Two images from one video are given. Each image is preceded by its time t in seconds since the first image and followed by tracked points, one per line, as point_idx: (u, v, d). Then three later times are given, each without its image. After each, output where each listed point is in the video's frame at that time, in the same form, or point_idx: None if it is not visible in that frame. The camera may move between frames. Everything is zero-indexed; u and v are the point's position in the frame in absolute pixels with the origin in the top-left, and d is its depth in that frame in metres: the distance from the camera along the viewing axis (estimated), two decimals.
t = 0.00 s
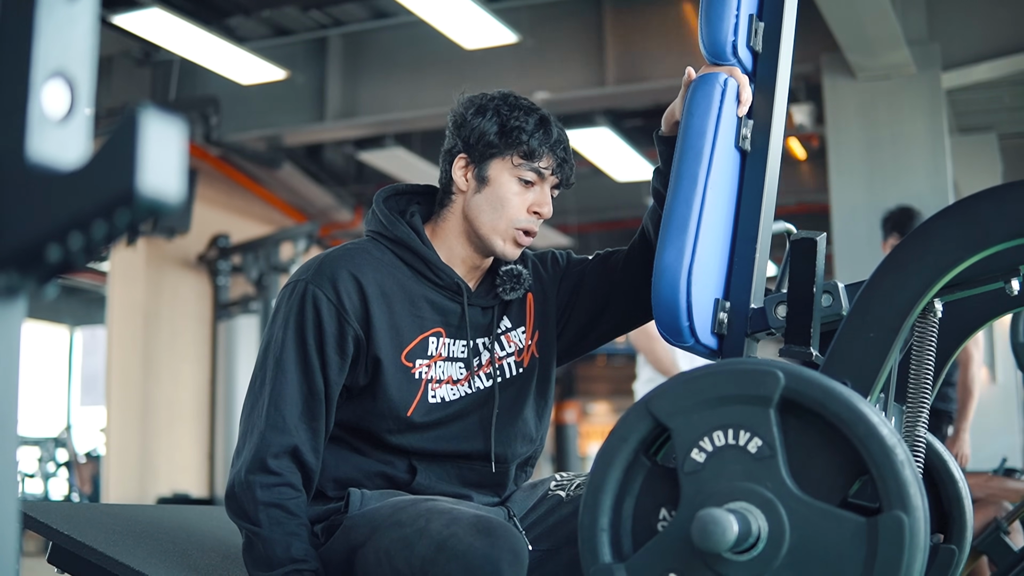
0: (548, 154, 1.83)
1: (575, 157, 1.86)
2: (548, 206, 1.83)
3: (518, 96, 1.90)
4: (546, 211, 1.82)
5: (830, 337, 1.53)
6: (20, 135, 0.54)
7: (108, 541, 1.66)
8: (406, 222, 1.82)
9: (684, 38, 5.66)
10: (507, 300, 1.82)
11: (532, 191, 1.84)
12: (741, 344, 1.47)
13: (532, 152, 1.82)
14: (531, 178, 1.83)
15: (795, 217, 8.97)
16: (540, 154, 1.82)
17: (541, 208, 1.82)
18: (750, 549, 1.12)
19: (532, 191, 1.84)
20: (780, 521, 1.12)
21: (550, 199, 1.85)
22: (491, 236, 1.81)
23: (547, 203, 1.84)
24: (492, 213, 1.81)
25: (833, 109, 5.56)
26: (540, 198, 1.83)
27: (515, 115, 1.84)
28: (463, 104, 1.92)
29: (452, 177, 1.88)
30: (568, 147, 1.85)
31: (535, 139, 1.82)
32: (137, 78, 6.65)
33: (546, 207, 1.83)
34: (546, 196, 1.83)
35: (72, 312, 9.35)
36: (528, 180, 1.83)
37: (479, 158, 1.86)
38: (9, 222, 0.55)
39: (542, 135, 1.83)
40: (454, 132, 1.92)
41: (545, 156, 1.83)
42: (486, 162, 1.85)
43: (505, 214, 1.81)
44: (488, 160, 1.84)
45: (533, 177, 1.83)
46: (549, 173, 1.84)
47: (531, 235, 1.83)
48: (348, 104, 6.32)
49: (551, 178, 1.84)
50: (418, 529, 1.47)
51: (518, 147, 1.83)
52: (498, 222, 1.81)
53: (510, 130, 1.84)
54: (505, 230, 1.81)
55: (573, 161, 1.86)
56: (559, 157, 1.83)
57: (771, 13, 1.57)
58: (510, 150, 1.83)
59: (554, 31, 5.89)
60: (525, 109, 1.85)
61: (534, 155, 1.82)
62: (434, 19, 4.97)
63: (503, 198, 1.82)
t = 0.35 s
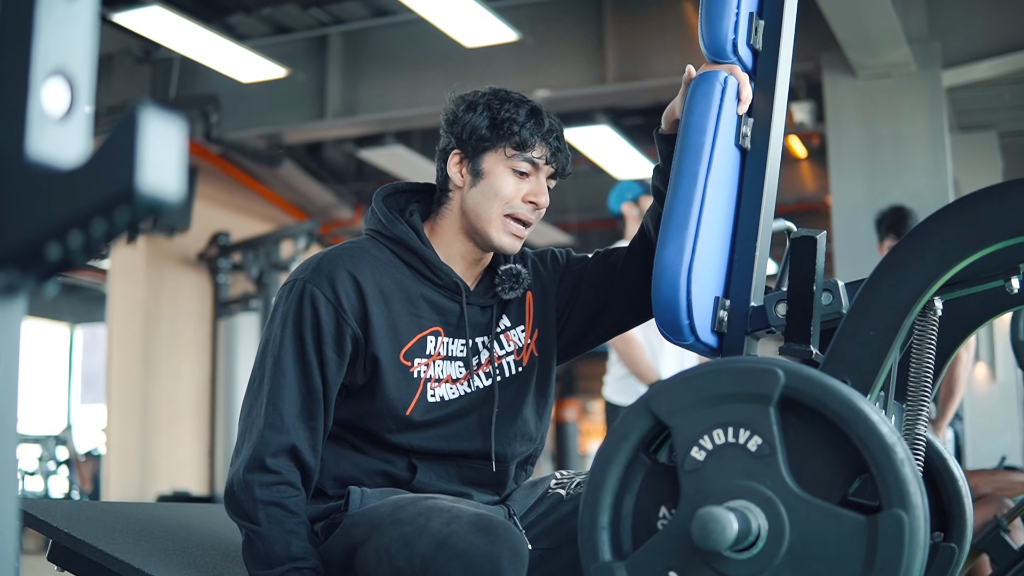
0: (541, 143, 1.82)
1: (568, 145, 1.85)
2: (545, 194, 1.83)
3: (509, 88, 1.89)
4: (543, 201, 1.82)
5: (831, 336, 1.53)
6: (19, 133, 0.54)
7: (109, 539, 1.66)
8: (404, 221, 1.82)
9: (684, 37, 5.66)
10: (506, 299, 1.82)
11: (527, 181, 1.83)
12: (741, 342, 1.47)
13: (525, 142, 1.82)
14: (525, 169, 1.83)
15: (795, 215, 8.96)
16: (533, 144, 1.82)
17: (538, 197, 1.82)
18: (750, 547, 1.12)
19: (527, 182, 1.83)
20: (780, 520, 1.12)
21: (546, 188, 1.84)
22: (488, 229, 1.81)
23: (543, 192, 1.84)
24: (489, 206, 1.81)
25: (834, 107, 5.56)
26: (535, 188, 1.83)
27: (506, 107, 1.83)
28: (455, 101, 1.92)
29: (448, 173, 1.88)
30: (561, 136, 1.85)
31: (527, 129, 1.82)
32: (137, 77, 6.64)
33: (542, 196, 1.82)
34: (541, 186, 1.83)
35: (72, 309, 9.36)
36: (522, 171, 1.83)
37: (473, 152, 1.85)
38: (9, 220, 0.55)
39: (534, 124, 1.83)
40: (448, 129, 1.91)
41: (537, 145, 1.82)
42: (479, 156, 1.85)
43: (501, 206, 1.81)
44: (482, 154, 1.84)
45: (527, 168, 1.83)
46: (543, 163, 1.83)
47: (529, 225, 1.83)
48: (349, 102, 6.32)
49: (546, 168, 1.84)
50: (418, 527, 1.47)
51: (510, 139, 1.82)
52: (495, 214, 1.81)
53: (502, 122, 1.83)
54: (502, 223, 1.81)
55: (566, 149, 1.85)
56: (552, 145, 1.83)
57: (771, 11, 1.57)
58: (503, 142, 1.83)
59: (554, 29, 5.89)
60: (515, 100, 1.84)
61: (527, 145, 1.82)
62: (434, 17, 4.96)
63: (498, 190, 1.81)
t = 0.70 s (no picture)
0: (542, 152, 1.81)
1: (570, 156, 1.84)
2: (542, 205, 1.82)
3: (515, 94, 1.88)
4: (541, 211, 1.81)
5: (831, 335, 1.53)
6: (20, 131, 0.54)
7: (109, 538, 1.66)
8: (404, 221, 1.82)
9: (684, 36, 5.66)
10: (506, 299, 1.82)
11: (526, 190, 1.82)
12: (741, 341, 1.47)
13: (525, 151, 1.81)
14: (525, 178, 1.82)
15: (795, 213, 8.96)
16: (533, 153, 1.81)
17: (535, 208, 1.81)
18: (751, 546, 1.12)
19: (526, 191, 1.82)
20: (781, 519, 1.13)
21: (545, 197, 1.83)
22: (485, 237, 1.80)
23: (541, 202, 1.83)
24: (486, 213, 1.80)
25: (834, 106, 5.56)
26: (534, 198, 1.82)
27: (508, 115, 1.82)
28: (461, 102, 1.91)
29: (448, 176, 1.87)
30: (564, 146, 1.83)
31: (528, 138, 1.81)
32: (137, 76, 6.64)
33: (540, 206, 1.82)
34: (540, 196, 1.82)
35: (73, 308, 9.37)
36: (521, 180, 1.82)
37: (474, 157, 1.85)
38: (9, 220, 0.55)
39: (536, 133, 1.81)
40: (452, 130, 1.91)
41: (538, 155, 1.81)
42: (479, 161, 1.84)
43: (498, 214, 1.80)
44: (482, 160, 1.83)
45: (527, 177, 1.82)
46: (544, 173, 1.82)
47: (527, 234, 1.83)
48: (349, 101, 6.32)
49: (546, 178, 1.83)
50: (417, 526, 1.47)
51: (511, 147, 1.81)
52: (492, 222, 1.80)
53: (503, 129, 1.82)
54: (498, 231, 1.80)
55: (568, 159, 1.84)
56: (553, 154, 1.82)
57: (772, 10, 1.57)
58: (503, 150, 1.81)
59: (554, 28, 5.89)
60: (518, 107, 1.83)
61: (526, 154, 1.81)
62: (434, 15, 4.97)
63: (496, 198, 1.81)
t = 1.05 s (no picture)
0: (538, 147, 1.81)
1: (566, 150, 1.84)
2: (541, 199, 1.82)
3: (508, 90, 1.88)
4: (540, 205, 1.81)
5: (832, 332, 1.53)
6: (20, 130, 0.54)
7: (110, 538, 1.66)
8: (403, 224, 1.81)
9: (683, 35, 5.66)
10: (503, 303, 1.82)
11: (524, 185, 1.83)
12: (742, 340, 1.47)
13: (522, 146, 1.81)
14: (522, 173, 1.82)
15: (795, 212, 8.96)
16: (529, 148, 1.81)
17: (535, 202, 1.82)
18: (751, 545, 1.12)
19: (524, 186, 1.83)
20: (781, 519, 1.13)
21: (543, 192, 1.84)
22: (486, 233, 1.80)
23: (540, 197, 1.83)
24: (485, 209, 1.80)
25: (834, 105, 5.56)
26: (532, 193, 1.82)
27: (503, 111, 1.82)
28: (456, 102, 1.91)
29: (446, 176, 1.87)
30: (560, 140, 1.84)
31: (524, 133, 1.81)
32: (137, 75, 6.63)
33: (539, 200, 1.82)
34: (539, 190, 1.83)
35: (73, 308, 9.37)
36: (517, 174, 1.82)
37: (471, 156, 1.85)
38: (8, 220, 0.55)
39: (532, 128, 1.82)
40: (448, 131, 1.91)
41: (534, 149, 1.82)
42: (476, 159, 1.84)
43: (498, 210, 1.81)
44: (480, 157, 1.83)
45: (525, 172, 1.82)
46: (541, 167, 1.83)
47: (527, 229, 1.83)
48: (349, 100, 6.32)
49: (544, 172, 1.83)
50: (418, 526, 1.47)
51: (507, 143, 1.81)
52: (490, 218, 1.80)
53: (498, 126, 1.82)
54: (498, 227, 1.80)
55: (565, 153, 1.84)
56: (550, 149, 1.82)
57: (771, 9, 1.57)
58: (499, 147, 1.82)
59: (554, 27, 5.89)
60: (512, 103, 1.83)
61: (523, 149, 1.81)
62: (434, 15, 4.96)
63: (492, 194, 1.81)
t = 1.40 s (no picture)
0: (449, 122, 1.80)
1: (484, 118, 1.81)
2: (466, 172, 1.79)
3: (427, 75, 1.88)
4: (465, 177, 1.79)
5: (833, 333, 1.53)
6: (21, 131, 0.54)
7: (110, 538, 1.66)
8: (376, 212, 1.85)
9: (683, 35, 5.67)
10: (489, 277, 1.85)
11: (447, 163, 1.80)
12: (743, 340, 1.46)
13: (433, 125, 1.79)
14: (442, 152, 1.80)
15: (796, 212, 8.96)
16: (441, 125, 1.79)
17: (460, 176, 1.79)
18: (752, 545, 1.12)
19: (447, 163, 1.80)
20: (781, 517, 1.13)
21: (470, 164, 1.81)
22: (425, 215, 1.80)
23: (466, 169, 1.80)
24: (415, 194, 1.80)
25: (834, 105, 5.56)
26: (455, 167, 1.79)
27: (413, 95, 1.82)
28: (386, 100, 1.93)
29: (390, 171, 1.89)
30: (475, 110, 1.81)
31: (434, 111, 1.80)
32: (137, 76, 6.63)
33: (464, 174, 1.79)
34: (462, 164, 1.79)
35: (73, 308, 9.37)
36: (438, 154, 1.80)
37: (399, 145, 1.86)
38: (8, 221, 0.55)
39: (442, 105, 1.80)
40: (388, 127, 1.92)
41: (446, 126, 1.80)
42: (402, 148, 1.84)
43: (429, 193, 1.79)
44: (404, 146, 1.83)
45: (445, 149, 1.80)
46: (461, 141, 1.80)
47: (463, 204, 1.80)
48: (349, 101, 6.33)
49: (467, 145, 1.80)
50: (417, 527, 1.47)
51: (419, 125, 1.80)
52: (424, 201, 1.80)
53: (412, 111, 1.82)
54: (432, 208, 1.79)
55: (483, 122, 1.81)
56: (462, 121, 1.80)
57: (772, 9, 1.57)
58: (415, 131, 1.81)
59: (554, 27, 5.89)
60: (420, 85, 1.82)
61: (434, 128, 1.79)
62: (434, 15, 4.97)
63: (420, 177, 1.80)
